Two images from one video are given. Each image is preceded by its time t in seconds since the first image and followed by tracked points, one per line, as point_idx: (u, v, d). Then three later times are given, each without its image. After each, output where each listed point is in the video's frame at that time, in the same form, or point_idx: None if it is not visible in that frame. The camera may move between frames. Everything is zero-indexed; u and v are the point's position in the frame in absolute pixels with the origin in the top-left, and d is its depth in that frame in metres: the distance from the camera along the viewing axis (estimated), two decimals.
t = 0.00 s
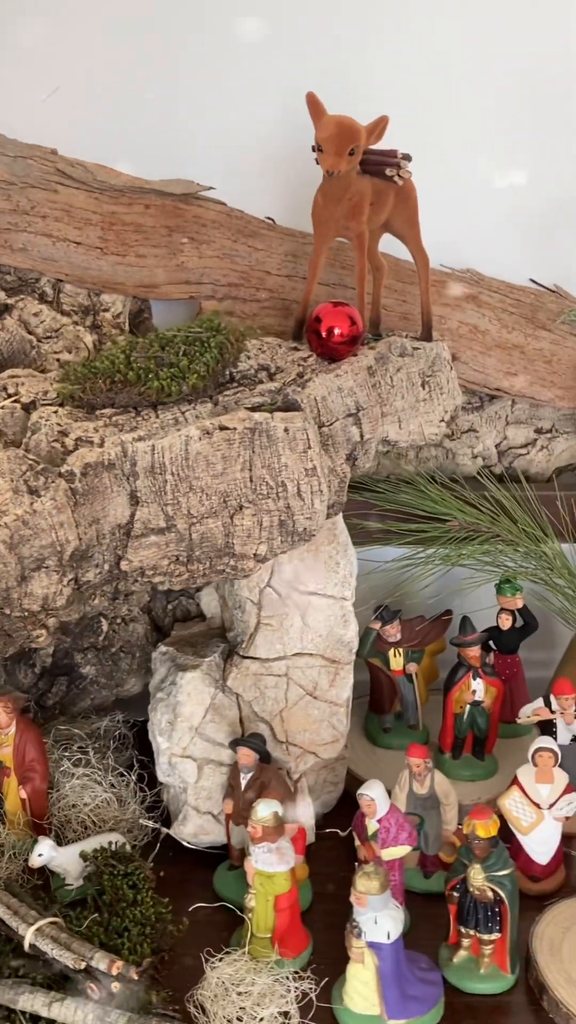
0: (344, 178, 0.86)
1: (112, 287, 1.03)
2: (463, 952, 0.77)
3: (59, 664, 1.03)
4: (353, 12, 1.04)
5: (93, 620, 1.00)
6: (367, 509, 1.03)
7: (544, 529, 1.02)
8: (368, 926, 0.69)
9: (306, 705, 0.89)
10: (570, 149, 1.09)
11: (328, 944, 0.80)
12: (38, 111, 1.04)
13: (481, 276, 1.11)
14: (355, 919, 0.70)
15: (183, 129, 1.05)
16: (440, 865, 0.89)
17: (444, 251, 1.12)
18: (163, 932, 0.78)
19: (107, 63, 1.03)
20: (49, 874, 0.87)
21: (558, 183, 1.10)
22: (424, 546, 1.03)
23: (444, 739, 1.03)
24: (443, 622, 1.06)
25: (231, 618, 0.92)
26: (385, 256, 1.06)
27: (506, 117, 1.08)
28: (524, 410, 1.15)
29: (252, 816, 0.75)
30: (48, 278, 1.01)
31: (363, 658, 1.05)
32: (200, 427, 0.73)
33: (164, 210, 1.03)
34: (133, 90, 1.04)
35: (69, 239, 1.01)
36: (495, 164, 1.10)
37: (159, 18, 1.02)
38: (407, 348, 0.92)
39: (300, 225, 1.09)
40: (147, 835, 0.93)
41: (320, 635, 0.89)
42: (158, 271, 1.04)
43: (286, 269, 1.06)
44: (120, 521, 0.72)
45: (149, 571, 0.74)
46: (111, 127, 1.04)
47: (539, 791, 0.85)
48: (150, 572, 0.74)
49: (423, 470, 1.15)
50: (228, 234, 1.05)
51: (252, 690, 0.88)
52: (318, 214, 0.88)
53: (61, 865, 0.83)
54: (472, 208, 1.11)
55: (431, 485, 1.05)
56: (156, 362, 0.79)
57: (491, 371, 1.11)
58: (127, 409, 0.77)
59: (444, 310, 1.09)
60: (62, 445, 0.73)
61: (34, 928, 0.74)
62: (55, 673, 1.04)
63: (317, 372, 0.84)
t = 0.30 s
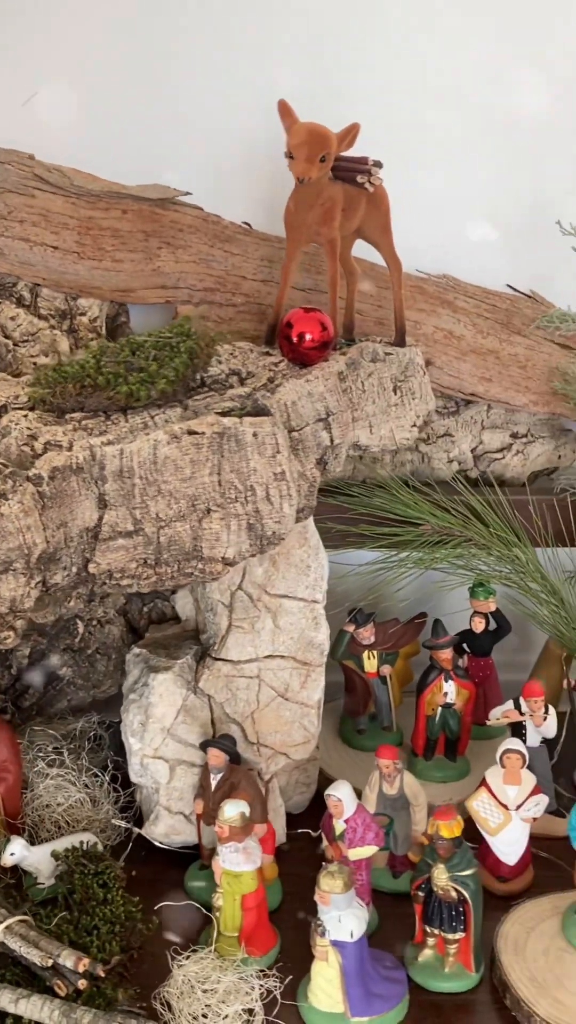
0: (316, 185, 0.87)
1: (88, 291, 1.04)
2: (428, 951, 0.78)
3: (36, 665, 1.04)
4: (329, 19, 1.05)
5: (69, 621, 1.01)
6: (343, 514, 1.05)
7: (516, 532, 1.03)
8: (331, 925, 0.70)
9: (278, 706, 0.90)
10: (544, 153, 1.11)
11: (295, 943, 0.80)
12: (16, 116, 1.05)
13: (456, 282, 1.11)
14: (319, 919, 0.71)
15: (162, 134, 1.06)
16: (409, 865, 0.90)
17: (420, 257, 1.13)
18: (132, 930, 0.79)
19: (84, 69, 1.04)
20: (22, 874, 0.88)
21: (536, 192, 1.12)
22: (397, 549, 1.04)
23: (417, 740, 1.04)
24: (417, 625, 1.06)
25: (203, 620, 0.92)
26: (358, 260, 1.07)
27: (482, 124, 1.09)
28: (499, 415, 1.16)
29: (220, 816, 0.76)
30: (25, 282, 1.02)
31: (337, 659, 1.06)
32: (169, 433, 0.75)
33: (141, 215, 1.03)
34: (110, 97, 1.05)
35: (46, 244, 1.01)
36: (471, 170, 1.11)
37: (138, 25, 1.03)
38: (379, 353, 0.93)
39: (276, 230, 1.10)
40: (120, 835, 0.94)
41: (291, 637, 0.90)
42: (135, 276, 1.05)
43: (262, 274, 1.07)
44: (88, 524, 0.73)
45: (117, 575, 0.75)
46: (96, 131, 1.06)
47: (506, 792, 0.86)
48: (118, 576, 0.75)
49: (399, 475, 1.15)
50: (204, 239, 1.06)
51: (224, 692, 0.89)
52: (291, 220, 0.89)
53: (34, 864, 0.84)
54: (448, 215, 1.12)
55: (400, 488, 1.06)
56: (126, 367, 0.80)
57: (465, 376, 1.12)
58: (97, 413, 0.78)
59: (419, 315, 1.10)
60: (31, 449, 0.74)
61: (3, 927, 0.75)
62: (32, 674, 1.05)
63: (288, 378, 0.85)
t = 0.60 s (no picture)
0: (287, 193, 0.88)
1: (66, 294, 1.05)
2: (392, 948, 0.80)
3: (12, 665, 1.05)
4: (305, 24, 1.06)
5: (46, 620, 1.03)
6: (316, 515, 1.06)
7: (487, 533, 1.05)
8: (294, 922, 0.72)
9: (248, 708, 0.91)
10: (520, 157, 1.11)
11: (262, 940, 0.82)
12: None
13: (434, 286, 1.13)
14: (283, 916, 0.72)
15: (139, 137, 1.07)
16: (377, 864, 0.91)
17: (397, 261, 1.14)
18: (102, 926, 0.79)
19: (64, 73, 1.05)
20: None
21: (512, 193, 1.13)
22: (371, 551, 1.05)
23: (389, 739, 1.05)
24: (391, 626, 1.07)
25: (176, 621, 0.94)
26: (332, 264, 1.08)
27: (458, 125, 1.10)
28: (475, 418, 1.16)
29: (186, 816, 0.78)
30: (3, 285, 1.03)
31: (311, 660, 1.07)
32: (136, 436, 0.76)
33: (119, 219, 1.04)
34: (89, 100, 1.06)
35: (24, 247, 1.02)
36: (446, 174, 1.12)
37: (116, 30, 1.04)
38: (351, 358, 0.95)
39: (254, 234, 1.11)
40: (93, 834, 0.95)
41: (262, 638, 0.91)
42: (112, 279, 1.06)
43: (239, 277, 1.08)
44: (55, 526, 0.74)
45: (85, 578, 0.76)
46: (74, 135, 1.07)
47: (472, 791, 0.87)
48: (85, 578, 0.76)
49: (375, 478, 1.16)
50: (181, 243, 1.06)
51: (195, 692, 0.90)
52: (263, 228, 0.90)
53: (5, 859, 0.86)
54: (424, 219, 1.13)
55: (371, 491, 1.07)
56: (95, 372, 0.81)
57: (440, 380, 1.13)
58: (66, 417, 0.80)
59: (394, 319, 1.11)
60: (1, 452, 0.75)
61: None
62: (9, 673, 1.05)
63: (258, 383, 0.86)
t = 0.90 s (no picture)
0: (257, 199, 0.89)
1: (42, 297, 1.05)
2: (356, 945, 0.81)
3: None
4: (279, 29, 1.07)
5: (20, 620, 1.04)
6: (288, 517, 1.07)
7: (459, 537, 1.06)
8: (256, 918, 0.73)
9: (218, 708, 0.92)
10: (493, 163, 1.13)
11: (228, 937, 0.83)
12: None
13: (408, 290, 1.15)
14: (245, 912, 0.73)
15: (115, 140, 1.09)
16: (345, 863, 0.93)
17: (372, 266, 1.16)
18: (70, 922, 0.81)
19: (42, 78, 1.07)
20: None
21: (486, 197, 1.14)
22: (343, 553, 1.06)
23: (360, 740, 1.06)
24: (363, 627, 1.09)
25: (147, 622, 0.95)
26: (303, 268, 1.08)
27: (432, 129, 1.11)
28: (449, 421, 1.18)
29: (151, 814, 0.78)
30: None
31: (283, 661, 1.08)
32: (103, 438, 0.77)
33: (95, 223, 1.05)
34: (66, 105, 1.07)
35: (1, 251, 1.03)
36: (421, 179, 1.13)
37: (92, 38, 1.06)
38: (322, 361, 0.96)
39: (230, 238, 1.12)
40: (65, 831, 0.96)
41: (232, 639, 0.92)
42: (88, 283, 1.07)
43: (214, 282, 1.09)
44: (22, 528, 0.75)
45: (52, 579, 0.77)
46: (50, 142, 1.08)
47: (438, 791, 0.88)
48: (52, 579, 0.78)
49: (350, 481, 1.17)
50: (157, 248, 1.08)
51: (165, 693, 0.91)
52: (233, 233, 0.91)
53: None
54: (398, 224, 1.14)
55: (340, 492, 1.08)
56: (64, 374, 0.83)
57: (413, 384, 1.14)
58: (35, 420, 0.81)
59: (368, 323, 1.12)
60: None
61: None
62: None
63: (228, 386, 0.87)
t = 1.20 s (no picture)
0: (227, 204, 0.91)
1: (17, 300, 1.07)
2: (318, 943, 0.82)
3: None
4: (253, 36, 1.08)
5: None
6: (260, 518, 1.08)
7: (428, 538, 1.08)
8: (217, 915, 0.74)
9: (186, 707, 0.93)
10: (465, 168, 1.14)
11: (192, 934, 0.84)
12: None
13: (380, 294, 1.16)
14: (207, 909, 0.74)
15: (90, 143, 1.10)
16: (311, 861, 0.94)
17: (345, 270, 1.17)
18: (36, 919, 0.80)
19: (19, 84, 1.08)
20: None
21: (458, 203, 1.15)
22: (313, 555, 1.07)
23: (329, 740, 1.07)
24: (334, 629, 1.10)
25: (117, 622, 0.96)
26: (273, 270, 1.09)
27: (404, 134, 1.12)
28: (421, 424, 1.19)
29: (116, 812, 0.79)
30: None
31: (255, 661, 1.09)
32: (70, 440, 0.78)
33: (69, 226, 1.06)
34: (41, 109, 1.08)
35: None
36: (394, 184, 1.14)
37: (68, 43, 1.07)
38: (291, 365, 0.97)
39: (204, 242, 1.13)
40: (34, 828, 0.97)
41: (200, 640, 0.93)
42: (62, 286, 1.08)
43: (187, 285, 1.09)
44: None
45: (18, 579, 0.78)
46: (26, 145, 1.09)
47: (403, 791, 0.89)
48: (19, 579, 0.78)
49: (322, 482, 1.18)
50: (130, 251, 1.08)
51: (134, 692, 0.92)
52: (204, 237, 0.92)
53: None
54: (371, 228, 1.15)
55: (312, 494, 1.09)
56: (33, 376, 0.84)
57: (385, 388, 1.15)
58: (4, 421, 0.82)
59: (340, 327, 1.14)
60: None
61: None
62: None
63: (196, 390, 0.88)
